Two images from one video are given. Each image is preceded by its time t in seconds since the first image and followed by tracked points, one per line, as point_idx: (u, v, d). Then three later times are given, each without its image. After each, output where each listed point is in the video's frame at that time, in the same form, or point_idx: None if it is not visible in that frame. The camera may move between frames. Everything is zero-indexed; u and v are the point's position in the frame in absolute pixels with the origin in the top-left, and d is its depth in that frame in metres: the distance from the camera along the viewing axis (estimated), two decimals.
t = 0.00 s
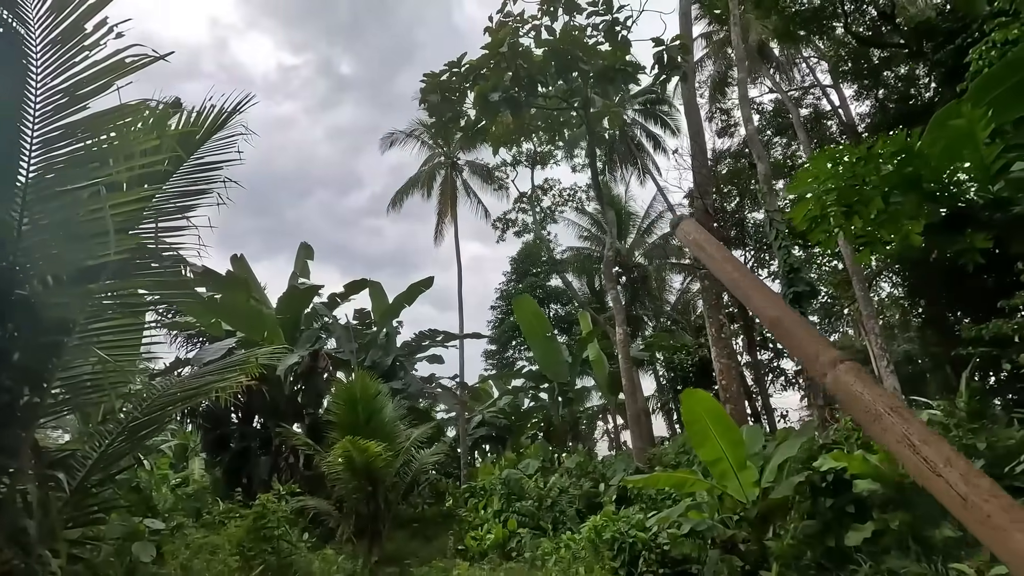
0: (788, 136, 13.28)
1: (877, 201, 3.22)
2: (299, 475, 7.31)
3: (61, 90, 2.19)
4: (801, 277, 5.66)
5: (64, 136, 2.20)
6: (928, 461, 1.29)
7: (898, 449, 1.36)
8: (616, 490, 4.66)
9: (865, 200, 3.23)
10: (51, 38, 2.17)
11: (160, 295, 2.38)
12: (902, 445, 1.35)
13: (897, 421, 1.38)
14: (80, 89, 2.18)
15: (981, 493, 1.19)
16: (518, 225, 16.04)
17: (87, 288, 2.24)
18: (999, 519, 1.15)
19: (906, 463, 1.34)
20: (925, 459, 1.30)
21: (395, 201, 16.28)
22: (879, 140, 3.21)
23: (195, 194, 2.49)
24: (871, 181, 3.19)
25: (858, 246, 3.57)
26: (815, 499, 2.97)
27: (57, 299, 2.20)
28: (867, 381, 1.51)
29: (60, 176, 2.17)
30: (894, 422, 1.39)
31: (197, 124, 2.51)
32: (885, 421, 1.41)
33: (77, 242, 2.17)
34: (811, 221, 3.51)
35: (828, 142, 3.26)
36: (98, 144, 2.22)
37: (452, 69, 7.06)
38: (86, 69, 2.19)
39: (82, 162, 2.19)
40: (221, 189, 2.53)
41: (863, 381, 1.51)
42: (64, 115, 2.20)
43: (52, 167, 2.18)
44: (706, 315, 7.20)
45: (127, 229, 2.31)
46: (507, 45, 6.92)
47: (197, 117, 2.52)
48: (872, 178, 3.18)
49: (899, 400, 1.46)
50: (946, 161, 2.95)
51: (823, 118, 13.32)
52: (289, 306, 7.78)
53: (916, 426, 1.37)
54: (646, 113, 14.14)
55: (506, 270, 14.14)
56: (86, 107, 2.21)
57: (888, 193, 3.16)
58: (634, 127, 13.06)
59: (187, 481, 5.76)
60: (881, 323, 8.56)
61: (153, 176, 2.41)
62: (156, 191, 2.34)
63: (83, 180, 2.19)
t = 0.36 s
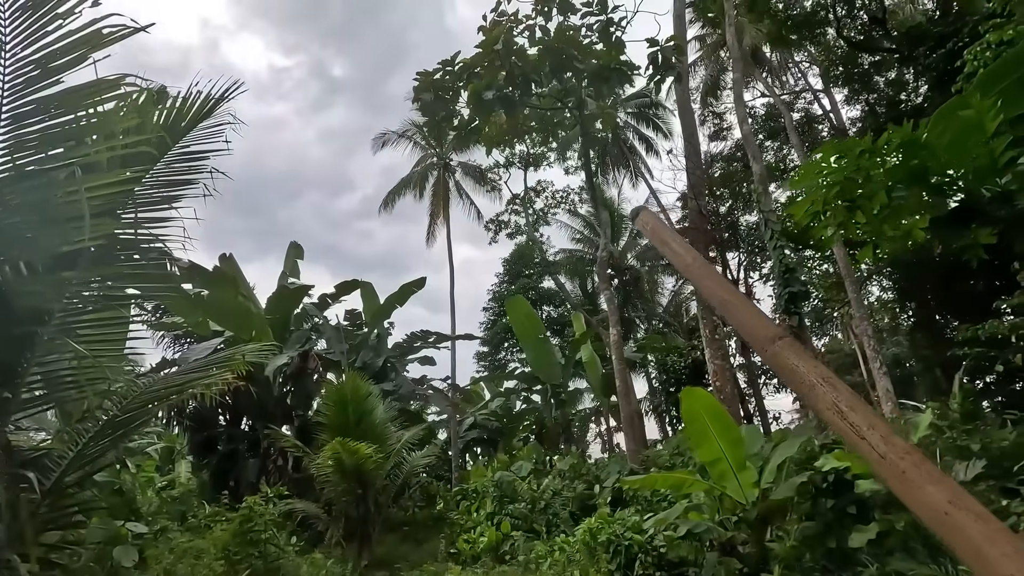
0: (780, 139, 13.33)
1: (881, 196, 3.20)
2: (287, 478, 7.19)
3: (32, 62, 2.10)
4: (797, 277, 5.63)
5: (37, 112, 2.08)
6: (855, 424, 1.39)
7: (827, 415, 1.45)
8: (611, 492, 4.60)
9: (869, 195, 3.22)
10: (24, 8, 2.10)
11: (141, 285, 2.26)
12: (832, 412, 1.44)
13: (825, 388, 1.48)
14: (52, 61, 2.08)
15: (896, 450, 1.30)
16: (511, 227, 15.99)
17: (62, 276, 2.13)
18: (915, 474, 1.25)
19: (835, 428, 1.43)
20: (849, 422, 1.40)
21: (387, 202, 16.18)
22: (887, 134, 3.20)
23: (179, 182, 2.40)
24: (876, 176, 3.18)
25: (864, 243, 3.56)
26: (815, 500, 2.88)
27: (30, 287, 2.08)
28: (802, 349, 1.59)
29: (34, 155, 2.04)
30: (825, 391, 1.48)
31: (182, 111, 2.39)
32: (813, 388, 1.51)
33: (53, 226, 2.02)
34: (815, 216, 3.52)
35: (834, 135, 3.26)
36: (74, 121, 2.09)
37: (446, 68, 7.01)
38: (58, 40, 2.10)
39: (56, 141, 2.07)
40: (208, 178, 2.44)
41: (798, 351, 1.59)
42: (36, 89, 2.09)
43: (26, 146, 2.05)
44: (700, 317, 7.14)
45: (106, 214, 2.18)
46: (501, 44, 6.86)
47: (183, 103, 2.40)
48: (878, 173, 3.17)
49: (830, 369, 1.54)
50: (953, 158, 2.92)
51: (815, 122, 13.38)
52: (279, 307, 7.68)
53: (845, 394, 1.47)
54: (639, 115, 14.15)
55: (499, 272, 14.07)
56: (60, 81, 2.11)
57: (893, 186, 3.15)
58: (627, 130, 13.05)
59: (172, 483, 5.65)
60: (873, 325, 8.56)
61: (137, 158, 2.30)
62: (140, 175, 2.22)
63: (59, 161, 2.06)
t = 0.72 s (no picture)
0: (773, 143, 13.33)
1: (895, 187, 3.17)
2: (274, 481, 7.03)
3: None
4: (795, 279, 5.56)
5: None
6: (826, 425, 1.62)
7: (799, 414, 1.69)
8: (606, 496, 4.48)
9: (883, 186, 3.19)
10: None
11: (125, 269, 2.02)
12: (804, 410, 1.67)
13: (797, 391, 1.73)
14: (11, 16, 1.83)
15: (857, 446, 1.54)
16: (503, 229, 15.90)
17: (27, 258, 1.81)
18: (877, 471, 1.48)
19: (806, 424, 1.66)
20: (817, 421, 1.64)
21: (379, 202, 16.05)
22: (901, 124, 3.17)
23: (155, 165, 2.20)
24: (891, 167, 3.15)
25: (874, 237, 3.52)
26: (822, 504, 2.71)
27: None
28: (777, 358, 1.84)
29: None
30: (795, 391, 1.74)
31: (165, 92, 2.19)
32: (790, 391, 1.74)
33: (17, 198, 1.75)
34: (822, 208, 3.45)
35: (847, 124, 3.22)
36: (37, 86, 1.82)
37: (440, 66, 6.91)
38: None
39: (18, 106, 1.79)
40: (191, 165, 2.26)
41: (772, 359, 1.84)
42: None
43: None
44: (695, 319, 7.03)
45: (74, 191, 1.96)
46: (496, 41, 6.77)
47: (169, 84, 2.20)
48: (892, 164, 3.14)
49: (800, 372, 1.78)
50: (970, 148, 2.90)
51: (807, 126, 13.38)
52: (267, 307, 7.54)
53: (814, 395, 1.71)
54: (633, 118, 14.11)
55: (491, 274, 13.96)
56: (20, 40, 1.85)
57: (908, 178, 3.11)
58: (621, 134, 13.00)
59: (155, 487, 5.49)
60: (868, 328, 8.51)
61: (104, 130, 2.05)
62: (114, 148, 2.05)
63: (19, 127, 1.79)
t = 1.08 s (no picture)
0: (769, 148, 13.34)
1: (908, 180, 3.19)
2: (266, 484, 6.91)
3: None
4: (796, 281, 5.50)
5: None
6: (823, 381, 1.72)
7: (792, 369, 1.82)
8: (605, 501, 4.43)
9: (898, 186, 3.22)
10: None
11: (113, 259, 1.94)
12: (800, 368, 1.80)
13: (793, 348, 1.85)
14: None
15: (849, 398, 1.65)
16: (499, 233, 15.86)
17: (7, 241, 1.72)
18: (868, 421, 1.59)
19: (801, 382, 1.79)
20: (813, 376, 1.76)
21: (374, 204, 15.99)
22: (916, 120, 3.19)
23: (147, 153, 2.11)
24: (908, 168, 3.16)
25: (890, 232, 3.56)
26: (831, 507, 2.72)
27: None
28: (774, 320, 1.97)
29: None
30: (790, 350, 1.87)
31: (160, 78, 2.10)
32: (786, 349, 1.87)
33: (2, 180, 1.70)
34: (835, 206, 3.52)
35: (862, 118, 3.26)
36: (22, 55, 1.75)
37: (439, 66, 6.87)
38: None
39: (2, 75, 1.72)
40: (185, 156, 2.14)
41: (769, 320, 1.98)
42: None
43: None
44: (694, 323, 6.96)
45: (64, 171, 1.89)
46: (494, 42, 6.73)
47: (162, 69, 2.10)
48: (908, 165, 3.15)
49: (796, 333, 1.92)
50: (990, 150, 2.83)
51: (803, 131, 13.39)
52: (260, 307, 7.42)
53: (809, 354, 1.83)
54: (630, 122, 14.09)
55: (487, 277, 13.89)
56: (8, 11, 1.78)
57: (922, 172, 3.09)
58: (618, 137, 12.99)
59: (145, 490, 5.38)
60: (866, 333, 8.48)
61: (94, 108, 2.00)
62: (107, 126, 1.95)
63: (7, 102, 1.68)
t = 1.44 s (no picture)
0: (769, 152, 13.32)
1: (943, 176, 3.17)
2: (264, 487, 6.77)
3: None
4: (805, 283, 5.43)
5: None
6: (868, 364, 1.92)
7: (842, 357, 2.01)
8: (612, 505, 4.34)
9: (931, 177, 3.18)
10: None
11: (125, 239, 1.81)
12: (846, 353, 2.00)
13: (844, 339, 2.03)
14: None
15: (899, 382, 1.83)
16: (498, 235, 15.79)
17: (12, 221, 1.51)
18: (917, 402, 1.77)
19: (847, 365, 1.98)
20: (862, 364, 1.94)
21: (373, 205, 15.90)
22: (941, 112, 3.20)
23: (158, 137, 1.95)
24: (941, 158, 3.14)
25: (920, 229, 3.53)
26: (858, 512, 2.69)
27: None
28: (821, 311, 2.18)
29: None
30: (834, 335, 2.06)
31: (170, 59, 1.98)
32: (835, 341, 2.05)
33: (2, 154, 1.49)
34: (864, 201, 3.47)
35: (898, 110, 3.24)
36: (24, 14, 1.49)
37: (443, 64, 6.80)
38: None
39: None
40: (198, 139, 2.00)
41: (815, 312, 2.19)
42: None
43: None
44: (699, 325, 6.88)
45: (73, 148, 1.66)
46: (499, 41, 6.67)
47: (174, 50, 1.98)
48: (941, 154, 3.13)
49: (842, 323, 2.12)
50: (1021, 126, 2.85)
51: (803, 135, 13.37)
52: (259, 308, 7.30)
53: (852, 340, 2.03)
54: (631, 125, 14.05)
55: (486, 279, 13.81)
56: None
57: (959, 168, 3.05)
58: (618, 140, 12.95)
59: (140, 492, 5.25)
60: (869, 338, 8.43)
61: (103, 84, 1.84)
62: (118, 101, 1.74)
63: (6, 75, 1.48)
